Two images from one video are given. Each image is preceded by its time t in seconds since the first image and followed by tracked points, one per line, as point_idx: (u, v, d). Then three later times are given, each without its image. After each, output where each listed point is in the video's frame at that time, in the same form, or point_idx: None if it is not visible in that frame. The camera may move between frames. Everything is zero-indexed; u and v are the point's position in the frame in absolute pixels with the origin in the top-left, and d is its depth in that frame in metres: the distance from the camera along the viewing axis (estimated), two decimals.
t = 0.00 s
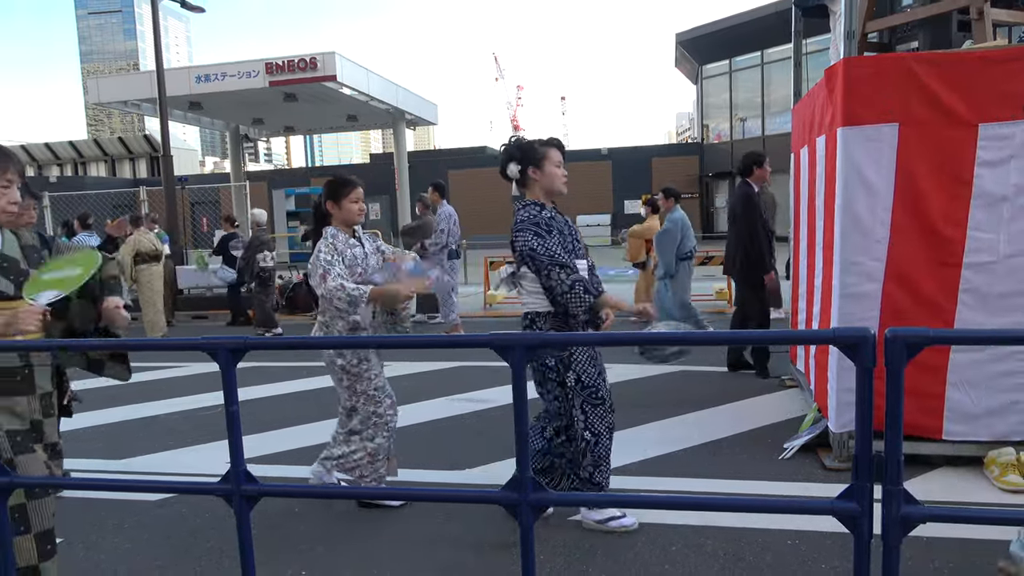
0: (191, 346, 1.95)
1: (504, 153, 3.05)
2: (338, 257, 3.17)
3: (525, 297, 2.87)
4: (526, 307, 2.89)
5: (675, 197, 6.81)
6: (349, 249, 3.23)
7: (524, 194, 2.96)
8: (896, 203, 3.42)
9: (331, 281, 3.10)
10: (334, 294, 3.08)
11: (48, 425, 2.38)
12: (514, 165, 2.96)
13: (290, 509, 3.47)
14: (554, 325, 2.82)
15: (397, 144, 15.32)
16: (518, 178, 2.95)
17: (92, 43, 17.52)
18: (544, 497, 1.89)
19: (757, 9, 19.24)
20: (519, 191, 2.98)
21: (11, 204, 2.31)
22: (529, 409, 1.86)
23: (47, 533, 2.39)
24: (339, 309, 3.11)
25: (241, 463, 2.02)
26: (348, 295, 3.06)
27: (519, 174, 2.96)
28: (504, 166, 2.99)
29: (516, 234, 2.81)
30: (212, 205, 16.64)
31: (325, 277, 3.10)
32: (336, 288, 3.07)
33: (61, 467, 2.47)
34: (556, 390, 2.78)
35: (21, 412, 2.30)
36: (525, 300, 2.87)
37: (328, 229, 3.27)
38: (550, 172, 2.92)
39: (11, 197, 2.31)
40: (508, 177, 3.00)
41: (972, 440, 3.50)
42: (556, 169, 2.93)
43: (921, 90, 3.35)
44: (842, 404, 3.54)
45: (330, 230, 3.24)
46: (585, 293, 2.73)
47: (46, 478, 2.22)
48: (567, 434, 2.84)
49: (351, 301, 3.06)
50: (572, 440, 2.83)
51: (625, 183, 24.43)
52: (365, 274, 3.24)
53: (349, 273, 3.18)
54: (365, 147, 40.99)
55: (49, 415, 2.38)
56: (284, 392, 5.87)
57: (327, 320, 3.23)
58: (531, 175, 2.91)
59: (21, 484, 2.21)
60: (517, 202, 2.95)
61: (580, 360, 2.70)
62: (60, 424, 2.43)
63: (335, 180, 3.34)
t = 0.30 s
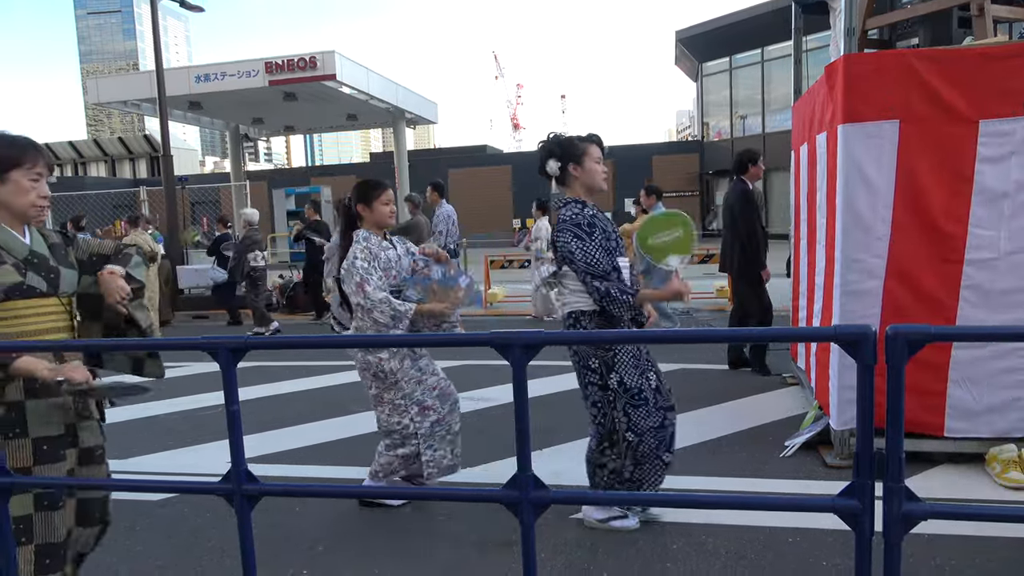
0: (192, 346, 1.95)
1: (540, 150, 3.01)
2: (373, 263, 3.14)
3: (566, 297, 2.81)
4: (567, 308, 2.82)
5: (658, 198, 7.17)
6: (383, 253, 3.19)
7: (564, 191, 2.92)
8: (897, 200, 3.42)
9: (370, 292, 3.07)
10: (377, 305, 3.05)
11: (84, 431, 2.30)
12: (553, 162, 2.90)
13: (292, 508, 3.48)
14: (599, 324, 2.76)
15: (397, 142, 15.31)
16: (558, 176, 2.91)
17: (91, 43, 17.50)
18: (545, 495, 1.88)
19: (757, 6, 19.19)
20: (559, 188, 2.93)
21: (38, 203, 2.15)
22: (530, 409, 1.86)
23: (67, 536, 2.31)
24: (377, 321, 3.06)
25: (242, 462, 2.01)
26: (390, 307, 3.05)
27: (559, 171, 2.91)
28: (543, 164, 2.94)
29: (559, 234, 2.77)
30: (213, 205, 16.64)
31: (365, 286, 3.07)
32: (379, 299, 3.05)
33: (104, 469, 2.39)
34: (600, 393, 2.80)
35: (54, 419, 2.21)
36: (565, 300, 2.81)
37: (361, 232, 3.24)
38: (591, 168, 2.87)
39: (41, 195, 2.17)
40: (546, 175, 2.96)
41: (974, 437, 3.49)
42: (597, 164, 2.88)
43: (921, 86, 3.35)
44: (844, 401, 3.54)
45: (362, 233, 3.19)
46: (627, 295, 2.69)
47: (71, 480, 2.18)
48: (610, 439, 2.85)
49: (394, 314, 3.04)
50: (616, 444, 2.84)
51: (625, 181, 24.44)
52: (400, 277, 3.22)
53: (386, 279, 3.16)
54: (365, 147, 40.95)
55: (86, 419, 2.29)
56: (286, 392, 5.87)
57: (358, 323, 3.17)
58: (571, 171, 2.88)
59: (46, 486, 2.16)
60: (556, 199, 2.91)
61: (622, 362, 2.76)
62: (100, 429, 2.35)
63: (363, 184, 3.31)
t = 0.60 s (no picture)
0: (189, 344, 1.94)
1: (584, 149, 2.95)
2: (415, 257, 3.12)
3: (616, 299, 2.77)
4: (615, 307, 2.79)
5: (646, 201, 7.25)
6: (425, 248, 3.17)
7: (608, 190, 2.86)
8: (898, 198, 3.41)
9: (412, 284, 3.06)
10: (420, 297, 3.03)
11: (134, 432, 2.18)
12: (598, 161, 2.84)
13: (294, 507, 3.48)
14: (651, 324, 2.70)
15: (397, 141, 15.30)
16: (603, 175, 2.84)
17: (91, 42, 17.49)
18: (546, 493, 1.88)
19: (758, 4, 19.14)
20: (604, 188, 2.87)
21: (83, 200, 2.10)
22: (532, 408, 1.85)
23: (125, 542, 2.16)
24: (424, 312, 3.06)
25: (243, 461, 2.01)
26: (434, 297, 3.02)
27: (603, 171, 2.85)
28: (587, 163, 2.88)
29: (607, 234, 2.70)
30: (214, 203, 16.66)
31: (408, 279, 3.06)
32: (425, 291, 3.02)
33: (157, 472, 2.24)
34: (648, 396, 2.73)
35: (103, 421, 2.10)
36: (615, 301, 2.77)
37: (402, 228, 3.21)
38: (637, 165, 2.81)
39: (86, 193, 2.12)
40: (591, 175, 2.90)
41: (975, 436, 3.49)
42: (643, 160, 2.82)
43: (922, 85, 3.34)
44: (845, 399, 3.54)
45: (404, 229, 3.17)
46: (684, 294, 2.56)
47: (114, 479, 2.05)
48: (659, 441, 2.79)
49: (439, 303, 3.02)
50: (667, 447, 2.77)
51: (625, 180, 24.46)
52: (442, 273, 3.17)
53: (428, 274, 3.13)
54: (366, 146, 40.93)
55: (134, 420, 2.19)
56: (287, 391, 5.88)
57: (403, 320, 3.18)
58: (616, 169, 2.81)
59: (66, 483, 2.03)
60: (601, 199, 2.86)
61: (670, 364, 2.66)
62: (149, 429, 2.23)
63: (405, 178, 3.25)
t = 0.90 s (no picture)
0: (190, 342, 1.93)
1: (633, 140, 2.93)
2: (451, 241, 3.09)
3: (667, 295, 2.78)
4: (670, 304, 2.80)
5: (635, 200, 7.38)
6: (461, 231, 3.13)
7: (658, 182, 2.84)
8: (906, 199, 3.40)
9: (449, 270, 3.02)
10: (455, 286, 3.00)
11: (198, 427, 2.13)
12: (650, 153, 2.82)
13: (300, 504, 3.50)
14: (707, 320, 2.72)
15: (403, 139, 15.32)
16: (654, 166, 2.82)
17: (97, 38, 17.51)
18: (551, 492, 1.87)
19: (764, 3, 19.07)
20: (654, 180, 2.86)
21: (139, 190, 2.04)
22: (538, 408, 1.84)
23: (196, 543, 2.10)
24: (457, 302, 3.02)
25: (249, 458, 2.00)
26: (470, 290, 2.99)
27: (655, 162, 2.82)
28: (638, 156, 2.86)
29: (658, 229, 2.70)
30: (220, 200, 16.71)
31: (444, 265, 3.02)
32: (461, 280, 3.00)
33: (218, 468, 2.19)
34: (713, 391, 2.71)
35: (168, 420, 2.04)
36: (670, 298, 2.78)
37: (438, 210, 3.18)
38: (690, 157, 2.78)
39: (141, 182, 2.05)
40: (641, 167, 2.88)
41: (982, 437, 3.48)
42: (695, 152, 2.79)
43: (929, 84, 3.33)
44: (851, 400, 3.53)
45: (441, 212, 3.14)
46: (741, 282, 2.61)
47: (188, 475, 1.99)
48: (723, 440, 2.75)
49: (473, 297, 2.99)
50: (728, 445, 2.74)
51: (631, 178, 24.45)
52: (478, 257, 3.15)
53: (463, 258, 3.09)
54: (372, 143, 40.98)
55: (199, 415, 2.13)
56: (293, 388, 5.89)
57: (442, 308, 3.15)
58: (667, 161, 2.78)
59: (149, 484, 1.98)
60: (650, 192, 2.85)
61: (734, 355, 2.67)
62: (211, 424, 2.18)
63: (447, 161, 3.22)
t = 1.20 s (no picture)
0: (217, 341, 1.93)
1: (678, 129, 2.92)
2: (482, 238, 3.09)
3: (708, 289, 2.78)
4: (711, 299, 2.78)
5: (643, 198, 7.39)
6: (493, 229, 3.14)
7: (702, 173, 2.84)
8: (930, 197, 3.36)
9: (481, 265, 3.03)
10: (488, 280, 3.02)
11: (233, 428, 2.13)
12: (694, 142, 2.80)
13: (321, 502, 3.53)
14: (746, 317, 2.70)
15: (421, 139, 15.38)
16: (698, 157, 2.81)
17: (120, 41, 17.75)
18: (571, 491, 1.84)
19: None
20: (699, 171, 2.85)
21: (183, 180, 2.06)
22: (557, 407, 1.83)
23: (231, 544, 2.08)
24: (491, 296, 3.05)
25: (272, 454, 1.99)
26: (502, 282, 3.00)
27: (699, 152, 2.81)
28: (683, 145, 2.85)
29: (703, 219, 2.69)
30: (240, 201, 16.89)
31: (477, 261, 3.03)
32: (493, 274, 3.00)
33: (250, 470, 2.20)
34: (749, 391, 2.69)
35: (208, 420, 2.04)
36: (711, 291, 2.76)
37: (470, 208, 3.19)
38: (734, 149, 2.78)
39: (184, 172, 2.06)
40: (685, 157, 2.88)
41: (1008, 438, 3.43)
42: (740, 146, 2.79)
43: (953, 79, 3.29)
44: (873, 398, 3.49)
45: (472, 209, 3.15)
46: (775, 295, 2.56)
47: (221, 474, 1.97)
48: (759, 443, 2.72)
49: (506, 289, 3.01)
50: (763, 448, 2.72)
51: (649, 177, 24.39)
52: (510, 254, 3.15)
53: (496, 254, 3.10)
54: (390, 144, 41.18)
55: (233, 417, 2.14)
56: (313, 386, 5.94)
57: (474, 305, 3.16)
58: (712, 152, 2.78)
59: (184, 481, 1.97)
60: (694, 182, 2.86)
61: (773, 354, 2.65)
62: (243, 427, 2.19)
63: (479, 157, 3.22)
